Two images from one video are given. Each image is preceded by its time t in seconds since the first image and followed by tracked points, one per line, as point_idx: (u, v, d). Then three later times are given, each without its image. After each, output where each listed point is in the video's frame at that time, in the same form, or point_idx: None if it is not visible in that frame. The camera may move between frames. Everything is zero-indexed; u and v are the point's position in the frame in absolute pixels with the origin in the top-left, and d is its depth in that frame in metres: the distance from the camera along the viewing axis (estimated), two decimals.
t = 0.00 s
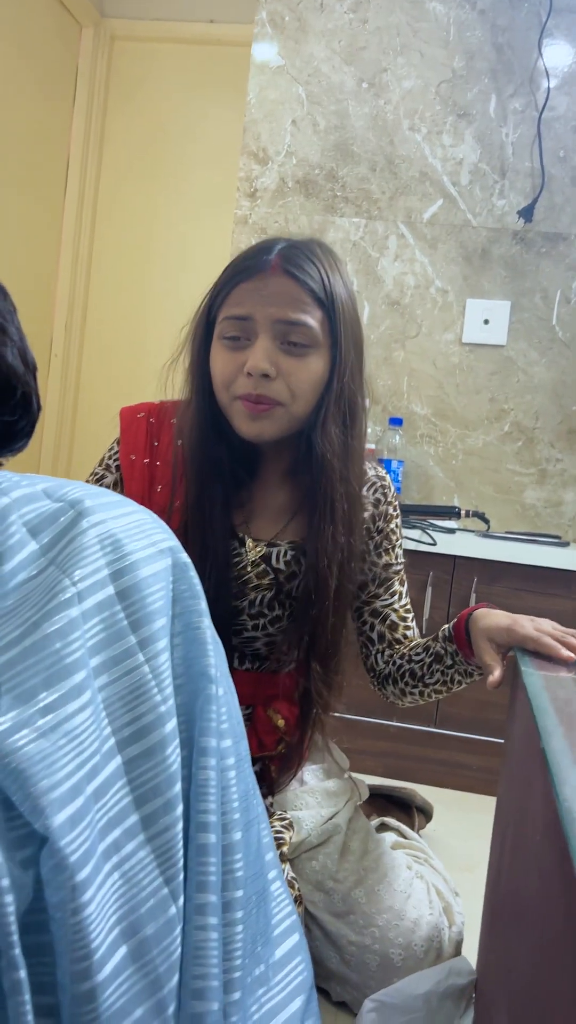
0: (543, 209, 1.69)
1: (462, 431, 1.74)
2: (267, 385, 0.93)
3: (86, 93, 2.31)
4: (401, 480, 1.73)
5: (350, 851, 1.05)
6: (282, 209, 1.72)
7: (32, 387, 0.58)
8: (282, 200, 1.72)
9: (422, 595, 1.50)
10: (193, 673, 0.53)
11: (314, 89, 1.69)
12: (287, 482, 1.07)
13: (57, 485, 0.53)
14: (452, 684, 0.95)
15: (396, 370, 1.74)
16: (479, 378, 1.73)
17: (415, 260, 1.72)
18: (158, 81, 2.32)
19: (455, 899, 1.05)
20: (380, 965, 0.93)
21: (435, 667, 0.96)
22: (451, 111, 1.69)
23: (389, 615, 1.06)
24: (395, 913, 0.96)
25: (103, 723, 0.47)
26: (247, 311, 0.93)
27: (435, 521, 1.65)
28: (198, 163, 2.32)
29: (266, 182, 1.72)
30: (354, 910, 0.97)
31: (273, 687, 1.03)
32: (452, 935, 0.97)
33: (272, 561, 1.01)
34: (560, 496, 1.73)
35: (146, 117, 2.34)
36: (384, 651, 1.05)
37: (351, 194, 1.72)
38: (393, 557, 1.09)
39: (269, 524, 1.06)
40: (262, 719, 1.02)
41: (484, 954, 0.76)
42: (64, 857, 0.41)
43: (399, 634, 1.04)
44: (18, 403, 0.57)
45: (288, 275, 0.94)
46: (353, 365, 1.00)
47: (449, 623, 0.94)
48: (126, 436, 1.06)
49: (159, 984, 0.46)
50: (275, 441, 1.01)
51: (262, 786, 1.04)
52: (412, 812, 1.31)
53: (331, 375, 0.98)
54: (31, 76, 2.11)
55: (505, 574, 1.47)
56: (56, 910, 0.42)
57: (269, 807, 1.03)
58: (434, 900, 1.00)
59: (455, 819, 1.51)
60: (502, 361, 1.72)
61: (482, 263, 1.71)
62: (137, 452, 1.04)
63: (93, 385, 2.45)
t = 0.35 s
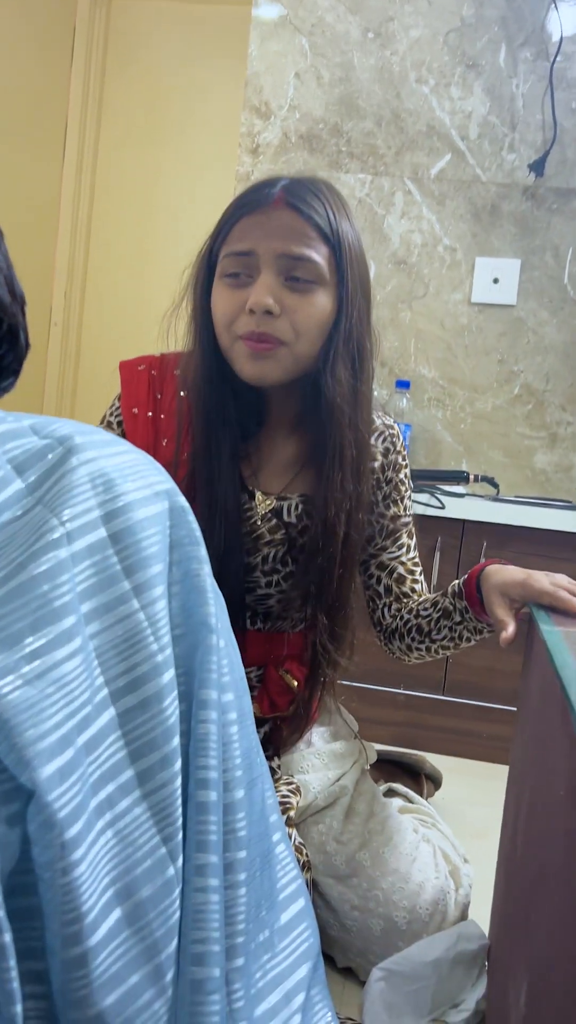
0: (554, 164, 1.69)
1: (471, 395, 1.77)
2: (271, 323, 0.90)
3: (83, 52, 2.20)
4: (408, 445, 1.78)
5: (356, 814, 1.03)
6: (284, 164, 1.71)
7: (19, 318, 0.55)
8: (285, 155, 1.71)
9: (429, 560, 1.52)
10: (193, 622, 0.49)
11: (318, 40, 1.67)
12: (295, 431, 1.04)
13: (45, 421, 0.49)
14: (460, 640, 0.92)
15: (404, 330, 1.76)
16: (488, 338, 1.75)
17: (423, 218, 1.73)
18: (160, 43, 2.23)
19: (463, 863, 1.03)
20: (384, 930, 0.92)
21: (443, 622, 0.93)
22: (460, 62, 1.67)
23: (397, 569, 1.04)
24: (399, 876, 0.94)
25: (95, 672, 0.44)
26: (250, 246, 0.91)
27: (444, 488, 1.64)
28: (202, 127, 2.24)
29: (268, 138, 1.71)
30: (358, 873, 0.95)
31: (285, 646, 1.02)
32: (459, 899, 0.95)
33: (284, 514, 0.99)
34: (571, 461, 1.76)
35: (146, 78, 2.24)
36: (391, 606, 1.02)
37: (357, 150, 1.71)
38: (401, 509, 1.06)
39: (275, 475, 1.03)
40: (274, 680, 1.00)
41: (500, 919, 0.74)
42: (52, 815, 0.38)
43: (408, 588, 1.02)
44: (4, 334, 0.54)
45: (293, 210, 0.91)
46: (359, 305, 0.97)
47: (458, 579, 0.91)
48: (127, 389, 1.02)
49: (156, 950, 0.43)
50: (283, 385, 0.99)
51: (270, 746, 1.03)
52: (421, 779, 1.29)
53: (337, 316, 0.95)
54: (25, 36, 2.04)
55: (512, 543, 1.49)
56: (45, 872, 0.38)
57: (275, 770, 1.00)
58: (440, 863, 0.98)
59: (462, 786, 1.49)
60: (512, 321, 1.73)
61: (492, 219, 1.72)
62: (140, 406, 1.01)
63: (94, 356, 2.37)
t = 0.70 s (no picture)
0: (562, 140, 1.71)
1: (478, 376, 1.79)
2: (267, 289, 0.87)
3: (82, 34, 2.13)
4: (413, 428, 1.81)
5: (362, 803, 1.00)
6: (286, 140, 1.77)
7: (14, 283, 0.47)
8: (288, 131, 1.77)
9: (436, 545, 1.51)
10: (194, 601, 0.47)
11: (321, 16, 1.73)
12: (295, 402, 1.03)
13: (39, 389, 0.46)
14: (468, 622, 0.90)
15: (409, 310, 1.80)
16: (495, 318, 1.77)
17: (428, 197, 1.77)
18: (163, 21, 2.12)
19: (472, 852, 1.01)
20: (392, 922, 0.90)
21: (451, 603, 0.90)
22: (466, 37, 1.71)
23: (400, 544, 1.01)
24: (408, 867, 0.92)
25: (91, 652, 0.41)
26: (247, 211, 0.88)
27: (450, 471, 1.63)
28: (207, 109, 2.13)
29: (271, 115, 1.77)
30: (364, 864, 0.93)
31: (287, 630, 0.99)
32: (469, 888, 0.94)
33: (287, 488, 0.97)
34: None
35: (147, 57, 2.14)
36: (395, 584, 0.99)
37: (360, 128, 1.76)
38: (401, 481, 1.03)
39: (273, 444, 1.01)
40: (276, 662, 0.98)
41: (514, 911, 0.71)
42: (44, 802, 0.36)
43: (412, 564, 0.99)
44: None
45: (291, 172, 0.89)
46: (360, 274, 0.95)
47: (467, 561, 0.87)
48: (121, 368, 1.01)
49: (156, 945, 0.40)
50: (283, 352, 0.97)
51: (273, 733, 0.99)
52: (429, 767, 1.27)
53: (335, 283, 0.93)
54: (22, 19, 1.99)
55: (523, 524, 1.47)
56: (38, 864, 0.36)
57: (280, 758, 0.97)
58: (450, 854, 0.96)
59: (469, 776, 1.46)
60: (519, 301, 1.76)
61: (498, 197, 1.75)
62: (134, 382, 1.00)
63: (94, 345, 2.28)
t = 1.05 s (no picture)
0: (574, 126, 1.70)
1: (489, 365, 1.78)
2: (248, 255, 0.88)
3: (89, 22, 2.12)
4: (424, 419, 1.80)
5: (375, 796, 0.99)
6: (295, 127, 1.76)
7: (21, 270, 0.45)
8: (297, 117, 1.76)
9: (447, 534, 1.51)
10: (205, 589, 0.46)
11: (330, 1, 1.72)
12: (300, 388, 1.02)
13: (47, 376, 0.45)
14: (478, 615, 0.89)
15: (419, 298, 1.79)
16: (506, 306, 1.76)
17: (438, 183, 1.75)
18: (169, 12, 2.11)
19: (486, 845, 1.00)
20: (407, 914, 0.90)
21: (460, 596, 0.89)
22: (477, 21, 1.70)
23: (410, 536, 1.00)
24: (422, 859, 0.92)
25: (100, 641, 0.41)
26: (228, 187, 0.91)
27: (461, 460, 1.61)
28: (213, 99, 2.12)
29: (280, 102, 1.77)
30: (378, 857, 0.93)
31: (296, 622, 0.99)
32: (483, 881, 0.93)
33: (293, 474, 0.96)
34: None
35: (153, 48, 2.13)
36: (403, 577, 0.99)
37: (370, 114, 1.75)
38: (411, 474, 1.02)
39: (279, 432, 1.01)
40: (283, 654, 0.98)
41: (527, 902, 0.71)
42: (53, 793, 0.35)
43: (420, 557, 0.99)
44: (4, 291, 0.44)
45: (274, 148, 0.90)
46: (351, 247, 0.95)
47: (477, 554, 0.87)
48: (126, 354, 1.04)
49: (167, 937, 0.40)
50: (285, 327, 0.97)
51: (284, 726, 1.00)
52: (440, 758, 1.26)
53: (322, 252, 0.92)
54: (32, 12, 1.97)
55: (535, 515, 1.47)
56: (47, 855, 0.36)
57: (290, 747, 0.96)
58: (464, 846, 0.95)
59: (481, 767, 1.46)
60: (531, 289, 1.75)
61: (510, 184, 1.73)
62: (139, 369, 1.03)
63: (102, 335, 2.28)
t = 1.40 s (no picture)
0: None
1: (499, 355, 1.78)
2: (242, 227, 0.88)
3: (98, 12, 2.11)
4: (433, 409, 1.79)
5: (383, 785, 0.99)
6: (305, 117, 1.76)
7: (31, 262, 0.45)
8: (306, 107, 1.76)
9: (457, 525, 1.51)
10: (213, 579, 0.46)
11: None
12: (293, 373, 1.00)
13: (55, 366, 0.46)
14: (481, 605, 0.89)
15: (429, 288, 1.79)
16: (516, 295, 1.76)
17: (448, 172, 1.75)
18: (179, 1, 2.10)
19: (495, 834, 1.01)
20: (415, 903, 0.90)
21: (463, 587, 0.89)
22: (487, 8, 1.69)
23: (412, 526, 0.99)
24: (431, 848, 0.92)
25: (109, 629, 0.41)
26: (236, 164, 0.92)
27: (470, 451, 1.61)
28: (221, 90, 2.11)
29: (288, 91, 1.76)
30: (387, 845, 0.93)
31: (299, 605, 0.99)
32: (491, 868, 0.94)
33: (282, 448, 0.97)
34: None
35: (162, 39, 2.13)
36: (406, 563, 0.99)
37: (379, 103, 1.74)
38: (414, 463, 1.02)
39: (276, 410, 1.01)
40: (285, 637, 0.98)
41: (535, 890, 0.72)
42: (62, 778, 0.36)
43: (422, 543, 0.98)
44: (13, 283, 0.44)
45: (284, 131, 0.91)
46: (351, 242, 0.95)
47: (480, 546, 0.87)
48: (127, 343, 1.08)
49: (176, 922, 0.40)
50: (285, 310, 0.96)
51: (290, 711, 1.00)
52: (449, 748, 1.27)
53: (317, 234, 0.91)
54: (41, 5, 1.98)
55: (545, 504, 1.47)
56: (56, 839, 0.36)
57: (298, 733, 0.97)
58: (473, 835, 0.96)
59: (490, 756, 1.46)
60: (541, 278, 1.74)
61: (520, 172, 1.72)
62: (138, 357, 1.07)
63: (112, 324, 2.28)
